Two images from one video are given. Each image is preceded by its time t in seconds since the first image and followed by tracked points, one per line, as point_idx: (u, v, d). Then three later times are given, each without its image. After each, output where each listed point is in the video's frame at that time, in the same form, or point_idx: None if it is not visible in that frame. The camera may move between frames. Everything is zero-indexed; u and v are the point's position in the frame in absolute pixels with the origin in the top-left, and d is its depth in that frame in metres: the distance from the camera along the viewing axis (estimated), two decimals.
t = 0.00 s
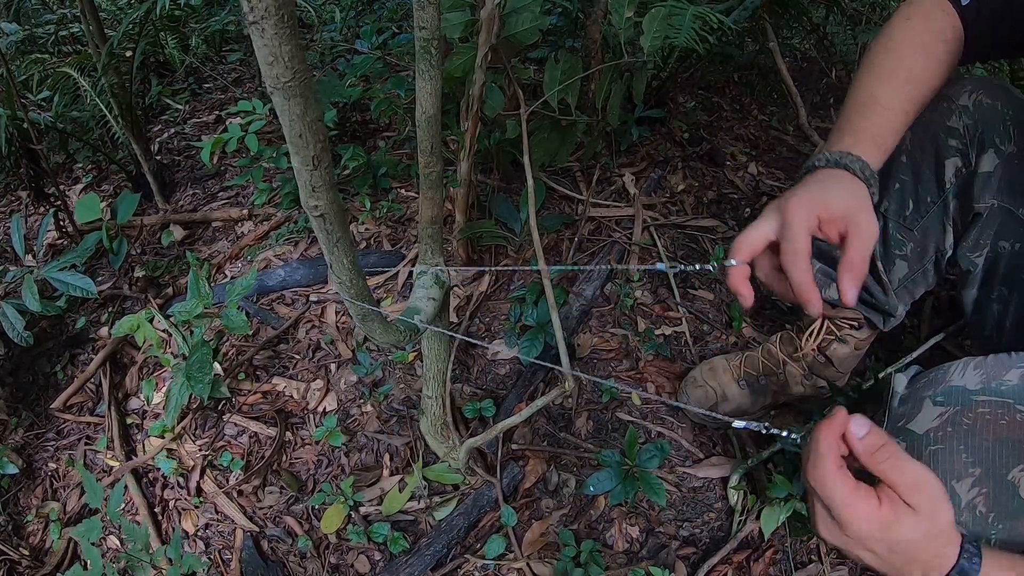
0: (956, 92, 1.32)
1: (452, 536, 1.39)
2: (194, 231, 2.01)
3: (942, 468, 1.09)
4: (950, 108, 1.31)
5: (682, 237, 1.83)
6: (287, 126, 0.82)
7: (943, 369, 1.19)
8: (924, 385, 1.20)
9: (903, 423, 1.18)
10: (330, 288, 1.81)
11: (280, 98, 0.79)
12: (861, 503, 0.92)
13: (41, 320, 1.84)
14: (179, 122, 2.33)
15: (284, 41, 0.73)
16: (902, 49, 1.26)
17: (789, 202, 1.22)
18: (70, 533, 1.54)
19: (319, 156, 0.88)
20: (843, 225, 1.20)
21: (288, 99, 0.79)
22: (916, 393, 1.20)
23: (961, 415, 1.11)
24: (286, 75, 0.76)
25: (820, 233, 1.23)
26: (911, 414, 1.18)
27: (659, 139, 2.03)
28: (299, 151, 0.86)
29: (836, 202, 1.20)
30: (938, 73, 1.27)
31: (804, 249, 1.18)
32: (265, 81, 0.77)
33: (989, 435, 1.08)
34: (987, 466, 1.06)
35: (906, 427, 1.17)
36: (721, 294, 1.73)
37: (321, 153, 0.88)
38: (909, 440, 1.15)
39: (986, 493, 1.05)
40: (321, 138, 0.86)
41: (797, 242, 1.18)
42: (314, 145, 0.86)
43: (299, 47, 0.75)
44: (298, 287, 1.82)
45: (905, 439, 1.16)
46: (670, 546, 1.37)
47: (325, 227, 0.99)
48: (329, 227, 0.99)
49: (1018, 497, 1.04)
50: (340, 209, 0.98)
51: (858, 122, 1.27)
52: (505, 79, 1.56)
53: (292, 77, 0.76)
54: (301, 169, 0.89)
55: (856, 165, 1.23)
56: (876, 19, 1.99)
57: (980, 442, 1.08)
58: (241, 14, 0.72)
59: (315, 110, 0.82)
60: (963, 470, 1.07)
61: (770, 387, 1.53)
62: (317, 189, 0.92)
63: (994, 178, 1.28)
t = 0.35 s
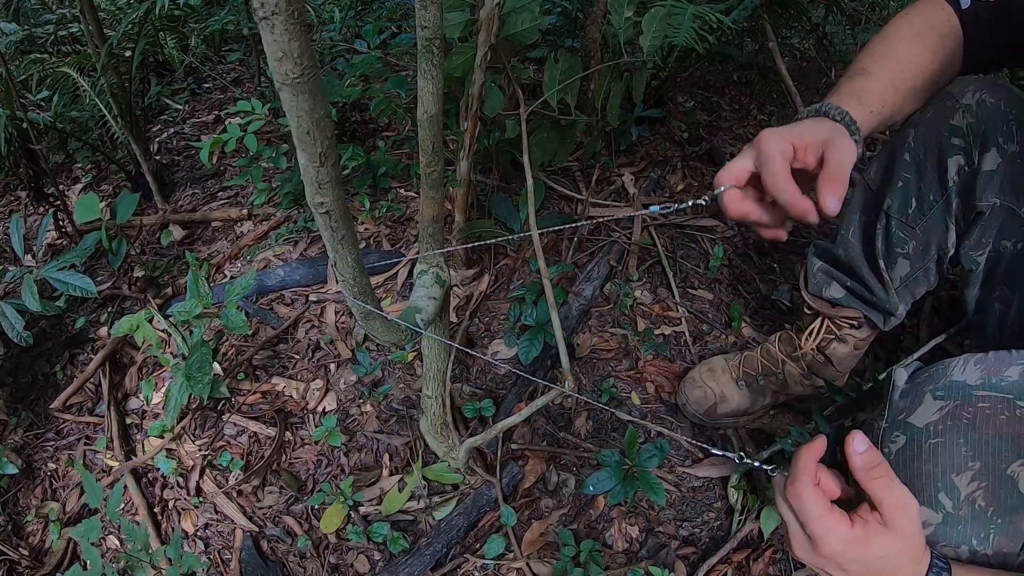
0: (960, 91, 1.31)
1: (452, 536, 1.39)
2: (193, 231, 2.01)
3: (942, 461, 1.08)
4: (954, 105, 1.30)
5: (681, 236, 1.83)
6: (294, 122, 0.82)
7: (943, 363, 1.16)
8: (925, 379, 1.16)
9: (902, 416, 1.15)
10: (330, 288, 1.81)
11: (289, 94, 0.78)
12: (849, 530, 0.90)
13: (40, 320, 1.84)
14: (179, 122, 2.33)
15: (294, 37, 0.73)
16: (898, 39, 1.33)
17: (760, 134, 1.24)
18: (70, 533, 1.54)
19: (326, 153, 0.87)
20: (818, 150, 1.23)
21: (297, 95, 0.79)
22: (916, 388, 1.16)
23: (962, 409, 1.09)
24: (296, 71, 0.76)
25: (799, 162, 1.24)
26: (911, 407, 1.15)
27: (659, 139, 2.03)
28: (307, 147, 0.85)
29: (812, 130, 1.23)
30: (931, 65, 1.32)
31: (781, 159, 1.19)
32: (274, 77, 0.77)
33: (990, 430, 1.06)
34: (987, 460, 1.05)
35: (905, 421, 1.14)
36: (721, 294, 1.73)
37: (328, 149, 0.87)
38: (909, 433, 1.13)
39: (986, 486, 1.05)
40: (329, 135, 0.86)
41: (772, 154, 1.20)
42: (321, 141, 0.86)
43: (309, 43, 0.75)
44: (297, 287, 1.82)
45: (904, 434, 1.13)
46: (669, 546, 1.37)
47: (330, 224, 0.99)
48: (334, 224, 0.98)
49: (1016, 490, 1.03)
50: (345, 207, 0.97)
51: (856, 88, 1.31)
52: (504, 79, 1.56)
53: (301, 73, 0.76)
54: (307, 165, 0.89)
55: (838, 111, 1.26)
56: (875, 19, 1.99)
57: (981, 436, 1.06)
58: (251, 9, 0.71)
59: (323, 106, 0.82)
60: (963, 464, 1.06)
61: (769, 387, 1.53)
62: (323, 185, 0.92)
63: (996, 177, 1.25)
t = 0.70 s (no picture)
0: (968, 95, 1.30)
1: (452, 536, 1.39)
2: (192, 231, 2.01)
3: (950, 464, 1.06)
4: (963, 110, 1.29)
5: (680, 236, 1.83)
6: (319, 113, 0.81)
7: (949, 365, 1.16)
8: (931, 381, 1.16)
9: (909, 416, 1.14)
10: (329, 288, 1.81)
11: (315, 85, 0.78)
12: (758, 500, 0.83)
13: (40, 320, 1.84)
14: (179, 122, 2.33)
15: (325, 27, 0.72)
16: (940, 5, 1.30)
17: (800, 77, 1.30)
18: (69, 533, 1.54)
19: (348, 145, 0.86)
20: (853, 85, 1.26)
21: (324, 86, 0.78)
22: (923, 389, 1.17)
23: (969, 411, 1.09)
24: (324, 62, 0.75)
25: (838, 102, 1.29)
26: (918, 408, 1.14)
27: (659, 138, 2.03)
28: (329, 140, 0.84)
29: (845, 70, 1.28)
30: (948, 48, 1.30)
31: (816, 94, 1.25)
32: (302, 67, 0.76)
33: (997, 430, 1.06)
34: (995, 462, 1.05)
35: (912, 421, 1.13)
36: (721, 294, 1.73)
37: (350, 142, 0.86)
38: (915, 434, 1.12)
39: (994, 489, 1.03)
40: (352, 127, 0.84)
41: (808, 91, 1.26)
42: (346, 134, 0.84)
43: (339, 34, 0.74)
44: (297, 286, 1.82)
45: (912, 435, 1.12)
46: (669, 546, 1.37)
47: (347, 219, 0.97)
48: (351, 218, 0.96)
49: None
50: (363, 202, 0.96)
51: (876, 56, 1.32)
52: (504, 79, 1.56)
53: (330, 63, 0.75)
54: (327, 158, 0.87)
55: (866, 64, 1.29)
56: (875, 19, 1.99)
57: (988, 437, 1.06)
58: None
59: (348, 98, 0.81)
60: (971, 466, 1.05)
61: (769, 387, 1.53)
62: (341, 179, 0.90)
63: (1002, 183, 1.25)
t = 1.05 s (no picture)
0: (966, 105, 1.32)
1: (451, 536, 1.39)
2: (192, 231, 2.01)
3: (966, 461, 1.07)
4: (962, 122, 1.30)
5: (680, 236, 1.83)
6: (319, 123, 0.78)
7: (961, 361, 1.17)
8: (943, 377, 1.17)
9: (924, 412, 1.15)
10: (329, 288, 1.81)
11: (315, 95, 0.75)
12: (646, 413, 0.78)
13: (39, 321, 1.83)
14: (178, 122, 2.33)
15: (326, 37, 0.70)
16: None
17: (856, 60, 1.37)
18: (69, 533, 1.54)
19: (348, 154, 0.83)
20: (908, 61, 1.32)
21: (324, 97, 0.75)
22: (935, 385, 1.17)
23: (984, 408, 1.11)
24: (325, 72, 0.72)
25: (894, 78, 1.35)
26: (933, 405, 1.16)
27: (658, 138, 2.03)
28: (329, 149, 0.82)
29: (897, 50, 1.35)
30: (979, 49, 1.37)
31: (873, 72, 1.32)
32: (301, 78, 0.73)
33: (1011, 428, 1.08)
34: (1010, 459, 1.06)
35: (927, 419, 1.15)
36: (721, 294, 1.73)
37: (350, 151, 0.83)
38: (930, 431, 1.13)
39: (1008, 485, 1.05)
40: (352, 137, 0.82)
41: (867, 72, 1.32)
42: (346, 143, 0.82)
43: (340, 44, 0.71)
44: (297, 287, 1.82)
45: (927, 432, 1.13)
46: (669, 546, 1.37)
47: (347, 227, 0.94)
48: (351, 227, 0.94)
49: None
50: (363, 210, 0.93)
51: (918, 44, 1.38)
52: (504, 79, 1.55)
53: (331, 74, 0.73)
54: (327, 167, 0.85)
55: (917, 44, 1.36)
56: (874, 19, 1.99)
57: (1003, 435, 1.08)
58: (282, 7, 0.68)
59: (349, 108, 0.78)
60: (987, 463, 1.07)
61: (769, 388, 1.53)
62: (341, 188, 0.88)
63: (1003, 194, 1.26)
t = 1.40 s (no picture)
0: (958, 109, 1.30)
1: (451, 536, 1.38)
2: (192, 231, 2.01)
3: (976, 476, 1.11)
4: (953, 130, 1.29)
5: (680, 237, 1.83)
6: (325, 124, 0.79)
7: (963, 373, 1.20)
8: (948, 390, 1.20)
9: (932, 427, 1.19)
10: (329, 289, 1.81)
11: (321, 96, 0.76)
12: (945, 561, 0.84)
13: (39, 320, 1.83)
14: (178, 122, 2.33)
15: (334, 37, 0.71)
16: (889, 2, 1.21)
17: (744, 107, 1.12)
18: (69, 533, 1.54)
19: (354, 155, 0.84)
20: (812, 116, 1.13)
21: (330, 97, 0.76)
22: (940, 398, 1.21)
23: (991, 420, 1.13)
24: (333, 73, 0.74)
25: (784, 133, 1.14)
26: (939, 419, 1.19)
27: (657, 139, 2.03)
28: (334, 150, 0.83)
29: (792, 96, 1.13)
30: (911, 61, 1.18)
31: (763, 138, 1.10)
32: (308, 78, 0.74)
33: (1019, 440, 1.10)
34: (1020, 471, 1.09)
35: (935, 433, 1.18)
36: (720, 294, 1.73)
37: (356, 152, 0.84)
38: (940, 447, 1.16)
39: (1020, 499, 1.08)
40: (358, 138, 0.83)
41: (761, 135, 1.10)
42: (351, 144, 0.83)
43: (348, 44, 0.73)
44: (297, 287, 1.82)
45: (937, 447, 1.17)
46: (669, 546, 1.38)
47: (350, 227, 0.95)
48: (354, 227, 0.95)
49: None
50: (368, 210, 0.94)
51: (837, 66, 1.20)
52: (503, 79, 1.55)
53: (339, 74, 0.74)
54: (332, 167, 0.85)
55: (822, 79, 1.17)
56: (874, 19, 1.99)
57: (1012, 447, 1.10)
58: (292, 8, 0.69)
59: (355, 108, 0.79)
60: (997, 477, 1.10)
61: (769, 388, 1.53)
62: (346, 188, 0.88)
63: (997, 204, 1.25)
